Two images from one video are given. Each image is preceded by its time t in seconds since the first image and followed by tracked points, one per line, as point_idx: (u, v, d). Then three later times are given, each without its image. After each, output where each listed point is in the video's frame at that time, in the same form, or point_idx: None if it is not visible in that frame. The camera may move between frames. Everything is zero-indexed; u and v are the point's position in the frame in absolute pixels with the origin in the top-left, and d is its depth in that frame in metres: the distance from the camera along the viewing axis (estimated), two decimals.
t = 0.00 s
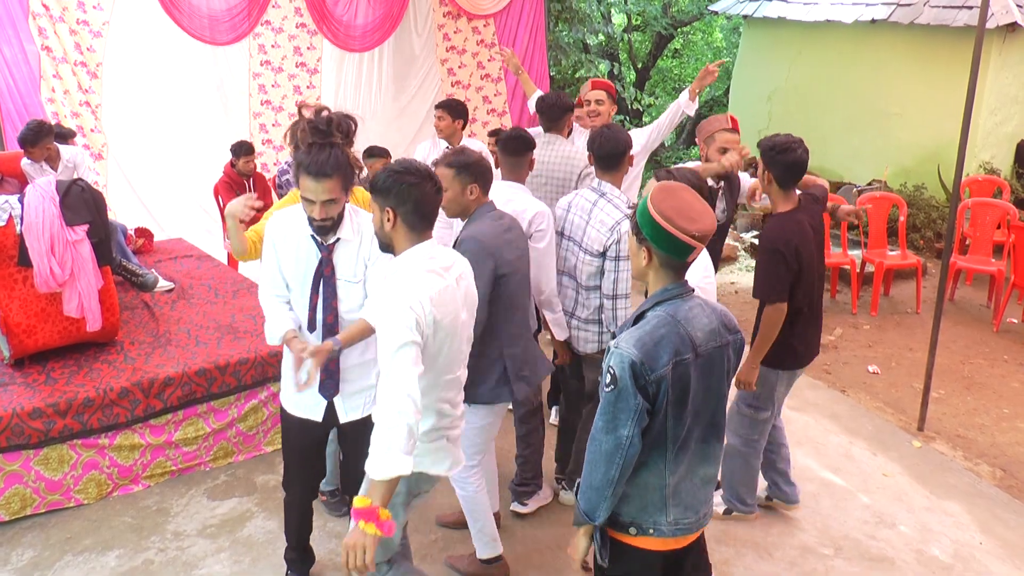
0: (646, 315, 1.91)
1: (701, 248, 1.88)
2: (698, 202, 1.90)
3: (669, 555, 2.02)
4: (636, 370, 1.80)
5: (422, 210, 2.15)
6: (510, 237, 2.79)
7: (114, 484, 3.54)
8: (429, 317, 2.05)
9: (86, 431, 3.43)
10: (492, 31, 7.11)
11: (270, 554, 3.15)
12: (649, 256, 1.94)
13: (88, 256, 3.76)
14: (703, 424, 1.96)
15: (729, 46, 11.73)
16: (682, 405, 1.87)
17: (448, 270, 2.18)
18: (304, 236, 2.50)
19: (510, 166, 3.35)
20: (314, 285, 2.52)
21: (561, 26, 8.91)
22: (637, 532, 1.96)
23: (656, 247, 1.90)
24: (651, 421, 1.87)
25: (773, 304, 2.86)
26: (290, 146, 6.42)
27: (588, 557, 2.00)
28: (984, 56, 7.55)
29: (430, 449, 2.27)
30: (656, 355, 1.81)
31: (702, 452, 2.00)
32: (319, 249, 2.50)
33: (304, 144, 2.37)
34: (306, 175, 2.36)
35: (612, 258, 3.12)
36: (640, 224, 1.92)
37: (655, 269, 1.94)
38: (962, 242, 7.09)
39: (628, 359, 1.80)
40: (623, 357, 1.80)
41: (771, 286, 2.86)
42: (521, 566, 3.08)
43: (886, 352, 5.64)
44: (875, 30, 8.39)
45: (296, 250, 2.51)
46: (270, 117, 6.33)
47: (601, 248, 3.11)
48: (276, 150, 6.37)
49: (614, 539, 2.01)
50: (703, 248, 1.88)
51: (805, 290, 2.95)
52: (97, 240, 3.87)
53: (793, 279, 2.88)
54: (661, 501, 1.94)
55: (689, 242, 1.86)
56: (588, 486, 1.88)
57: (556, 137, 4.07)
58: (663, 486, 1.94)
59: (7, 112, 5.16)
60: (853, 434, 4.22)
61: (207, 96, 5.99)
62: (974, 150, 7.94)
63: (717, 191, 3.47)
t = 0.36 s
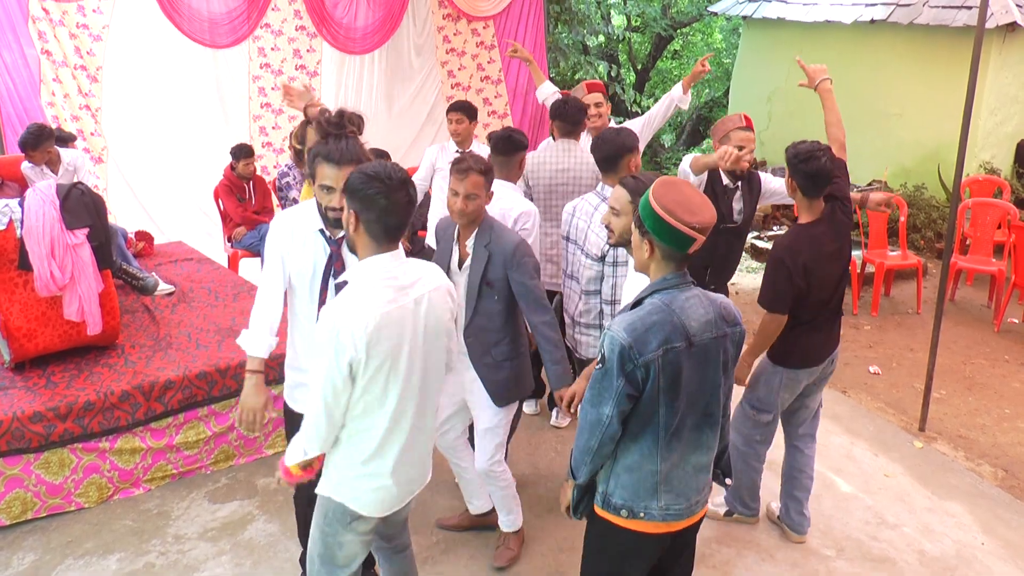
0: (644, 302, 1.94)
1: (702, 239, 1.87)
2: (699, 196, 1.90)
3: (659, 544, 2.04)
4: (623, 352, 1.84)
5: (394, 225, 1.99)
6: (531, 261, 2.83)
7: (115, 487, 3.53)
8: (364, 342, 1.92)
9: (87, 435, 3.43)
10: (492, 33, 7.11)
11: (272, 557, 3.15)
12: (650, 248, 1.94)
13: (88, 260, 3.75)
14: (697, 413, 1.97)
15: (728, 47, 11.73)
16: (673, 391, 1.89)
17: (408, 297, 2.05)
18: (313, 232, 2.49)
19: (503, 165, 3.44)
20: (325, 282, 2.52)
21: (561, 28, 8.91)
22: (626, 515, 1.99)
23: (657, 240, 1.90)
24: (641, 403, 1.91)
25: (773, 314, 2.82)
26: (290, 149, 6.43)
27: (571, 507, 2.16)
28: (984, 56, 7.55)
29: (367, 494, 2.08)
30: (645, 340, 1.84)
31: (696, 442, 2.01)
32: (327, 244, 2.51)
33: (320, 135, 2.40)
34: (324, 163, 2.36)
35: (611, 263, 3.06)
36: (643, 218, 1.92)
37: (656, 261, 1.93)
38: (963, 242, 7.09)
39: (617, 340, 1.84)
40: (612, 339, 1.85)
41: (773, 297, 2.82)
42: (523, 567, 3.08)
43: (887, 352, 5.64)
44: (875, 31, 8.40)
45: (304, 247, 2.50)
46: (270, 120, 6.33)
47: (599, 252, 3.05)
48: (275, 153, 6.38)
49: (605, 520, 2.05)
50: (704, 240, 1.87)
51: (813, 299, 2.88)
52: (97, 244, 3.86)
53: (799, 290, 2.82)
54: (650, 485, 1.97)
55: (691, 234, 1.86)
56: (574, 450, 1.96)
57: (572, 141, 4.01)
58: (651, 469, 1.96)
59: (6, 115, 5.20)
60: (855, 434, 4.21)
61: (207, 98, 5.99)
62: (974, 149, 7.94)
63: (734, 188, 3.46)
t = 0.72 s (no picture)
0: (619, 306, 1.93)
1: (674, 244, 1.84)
2: (671, 200, 1.88)
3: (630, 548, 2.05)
4: (597, 355, 1.84)
5: (363, 248, 1.88)
6: (552, 260, 2.91)
7: (117, 490, 3.53)
8: (309, 367, 1.82)
9: (89, 437, 3.43)
10: (494, 35, 7.12)
11: (273, 559, 3.15)
12: (625, 255, 1.93)
13: (90, 262, 3.75)
14: (672, 419, 1.97)
15: (730, 49, 11.73)
16: (647, 396, 1.89)
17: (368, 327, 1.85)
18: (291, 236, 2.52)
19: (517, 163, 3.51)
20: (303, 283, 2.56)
21: (562, 31, 8.90)
22: (598, 519, 2.00)
23: (632, 246, 1.88)
24: (615, 407, 1.90)
25: (766, 334, 2.85)
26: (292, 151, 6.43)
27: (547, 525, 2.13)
28: (985, 58, 7.54)
29: (325, 531, 1.98)
30: (619, 344, 1.84)
31: (669, 447, 2.01)
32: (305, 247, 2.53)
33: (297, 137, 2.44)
34: (300, 162, 2.40)
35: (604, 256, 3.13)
36: (616, 224, 1.90)
37: (630, 266, 1.92)
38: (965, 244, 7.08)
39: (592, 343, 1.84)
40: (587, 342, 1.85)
41: (777, 317, 2.82)
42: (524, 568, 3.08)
43: (889, 354, 5.63)
44: (876, 33, 8.40)
45: (281, 249, 2.53)
46: (272, 123, 6.33)
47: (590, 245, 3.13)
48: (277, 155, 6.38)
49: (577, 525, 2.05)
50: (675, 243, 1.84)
51: (823, 315, 2.85)
52: (99, 246, 3.87)
53: (806, 311, 2.81)
54: (623, 490, 1.97)
55: (662, 236, 1.83)
56: (547, 462, 1.95)
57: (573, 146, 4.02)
58: (624, 474, 1.96)
59: (7, 117, 5.22)
60: (856, 437, 4.21)
61: (208, 100, 6.00)
62: (976, 151, 7.94)
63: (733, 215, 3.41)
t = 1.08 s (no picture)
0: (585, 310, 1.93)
1: (626, 244, 1.85)
2: (633, 201, 1.89)
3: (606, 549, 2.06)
4: (565, 361, 1.82)
5: (426, 235, 1.88)
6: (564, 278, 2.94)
7: (120, 492, 3.53)
8: (348, 354, 1.73)
9: (92, 439, 3.43)
10: (499, 39, 7.13)
11: (276, 562, 3.15)
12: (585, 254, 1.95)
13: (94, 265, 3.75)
14: (643, 420, 1.99)
15: (734, 53, 11.73)
16: (616, 399, 1.90)
17: (410, 316, 1.77)
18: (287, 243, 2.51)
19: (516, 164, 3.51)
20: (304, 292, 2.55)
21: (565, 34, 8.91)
22: (572, 523, 2.01)
23: (590, 246, 1.90)
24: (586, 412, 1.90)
25: (774, 333, 2.84)
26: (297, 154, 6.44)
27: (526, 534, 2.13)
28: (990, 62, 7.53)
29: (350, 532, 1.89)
30: (587, 348, 1.83)
31: (640, 449, 2.02)
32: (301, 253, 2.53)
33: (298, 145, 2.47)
34: (307, 167, 2.42)
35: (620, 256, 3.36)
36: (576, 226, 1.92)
37: (592, 265, 1.93)
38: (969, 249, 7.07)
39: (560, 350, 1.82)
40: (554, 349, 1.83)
41: (780, 317, 2.81)
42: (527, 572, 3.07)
43: (893, 359, 5.62)
44: (880, 37, 8.39)
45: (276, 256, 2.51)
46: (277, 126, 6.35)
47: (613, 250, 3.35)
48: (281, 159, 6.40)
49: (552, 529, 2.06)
50: (628, 243, 1.85)
51: (825, 316, 2.86)
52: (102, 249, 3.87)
53: (808, 311, 2.81)
54: (597, 494, 1.98)
55: (617, 238, 1.84)
56: (524, 476, 1.93)
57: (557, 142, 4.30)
58: (596, 477, 1.97)
59: (13, 120, 5.21)
60: (860, 441, 4.20)
61: (213, 103, 6.01)
62: (980, 155, 7.93)
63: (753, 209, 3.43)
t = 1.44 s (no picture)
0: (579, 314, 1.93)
1: (614, 245, 1.85)
2: (622, 203, 1.89)
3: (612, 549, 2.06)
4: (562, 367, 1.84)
5: (490, 236, 1.90)
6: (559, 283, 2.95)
7: (125, 491, 3.54)
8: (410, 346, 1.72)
9: (98, 439, 3.44)
10: (506, 41, 7.14)
11: (280, 562, 3.15)
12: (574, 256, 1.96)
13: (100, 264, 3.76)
14: (642, 419, 1.99)
15: (740, 55, 11.72)
16: (615, 400, 1.90)
17: (483, 314, 1.73)
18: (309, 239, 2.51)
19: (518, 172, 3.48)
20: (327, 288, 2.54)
21: (572, 36, 8.91)
22: (579, 524, 2.00)
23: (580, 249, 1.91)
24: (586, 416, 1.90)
25: (772, 347, 2.85)
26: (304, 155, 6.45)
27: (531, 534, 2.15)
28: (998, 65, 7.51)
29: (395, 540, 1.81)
30: (584, 353, 1.84)
31: (642, 447, 2.02)
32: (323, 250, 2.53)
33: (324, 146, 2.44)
34: (339, 169, 2.42)
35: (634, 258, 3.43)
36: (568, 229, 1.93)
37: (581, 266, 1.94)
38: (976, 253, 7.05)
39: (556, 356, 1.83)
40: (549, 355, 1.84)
41: (778, 333, 2.82)
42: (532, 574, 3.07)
43: (899, 363, 5.61)
44: (888, 40, 8.37)
45: (299, 251, 2.51)
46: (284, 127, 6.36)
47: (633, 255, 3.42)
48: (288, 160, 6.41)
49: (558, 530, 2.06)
50: (615, 243, 1.85)
51: (825, 331, 2.84)
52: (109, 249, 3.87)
53: (807, 326, 2.81)
54: (601, 493, 1.98)
55: (604, 240, 1.85)
56: (525, 479, 1.93)
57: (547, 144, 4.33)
58: (599, 477, 1.97)
59: (20, 121, 5.23)
60: (866, 445, 4.19)
61: (220, 103, 6.02)
62: (987, 159, 7.91)
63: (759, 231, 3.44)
